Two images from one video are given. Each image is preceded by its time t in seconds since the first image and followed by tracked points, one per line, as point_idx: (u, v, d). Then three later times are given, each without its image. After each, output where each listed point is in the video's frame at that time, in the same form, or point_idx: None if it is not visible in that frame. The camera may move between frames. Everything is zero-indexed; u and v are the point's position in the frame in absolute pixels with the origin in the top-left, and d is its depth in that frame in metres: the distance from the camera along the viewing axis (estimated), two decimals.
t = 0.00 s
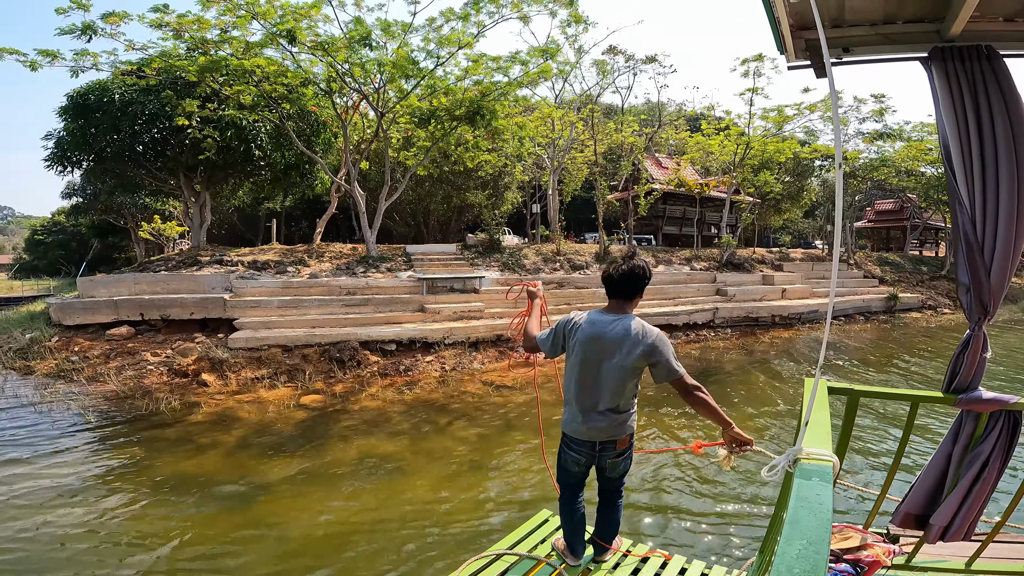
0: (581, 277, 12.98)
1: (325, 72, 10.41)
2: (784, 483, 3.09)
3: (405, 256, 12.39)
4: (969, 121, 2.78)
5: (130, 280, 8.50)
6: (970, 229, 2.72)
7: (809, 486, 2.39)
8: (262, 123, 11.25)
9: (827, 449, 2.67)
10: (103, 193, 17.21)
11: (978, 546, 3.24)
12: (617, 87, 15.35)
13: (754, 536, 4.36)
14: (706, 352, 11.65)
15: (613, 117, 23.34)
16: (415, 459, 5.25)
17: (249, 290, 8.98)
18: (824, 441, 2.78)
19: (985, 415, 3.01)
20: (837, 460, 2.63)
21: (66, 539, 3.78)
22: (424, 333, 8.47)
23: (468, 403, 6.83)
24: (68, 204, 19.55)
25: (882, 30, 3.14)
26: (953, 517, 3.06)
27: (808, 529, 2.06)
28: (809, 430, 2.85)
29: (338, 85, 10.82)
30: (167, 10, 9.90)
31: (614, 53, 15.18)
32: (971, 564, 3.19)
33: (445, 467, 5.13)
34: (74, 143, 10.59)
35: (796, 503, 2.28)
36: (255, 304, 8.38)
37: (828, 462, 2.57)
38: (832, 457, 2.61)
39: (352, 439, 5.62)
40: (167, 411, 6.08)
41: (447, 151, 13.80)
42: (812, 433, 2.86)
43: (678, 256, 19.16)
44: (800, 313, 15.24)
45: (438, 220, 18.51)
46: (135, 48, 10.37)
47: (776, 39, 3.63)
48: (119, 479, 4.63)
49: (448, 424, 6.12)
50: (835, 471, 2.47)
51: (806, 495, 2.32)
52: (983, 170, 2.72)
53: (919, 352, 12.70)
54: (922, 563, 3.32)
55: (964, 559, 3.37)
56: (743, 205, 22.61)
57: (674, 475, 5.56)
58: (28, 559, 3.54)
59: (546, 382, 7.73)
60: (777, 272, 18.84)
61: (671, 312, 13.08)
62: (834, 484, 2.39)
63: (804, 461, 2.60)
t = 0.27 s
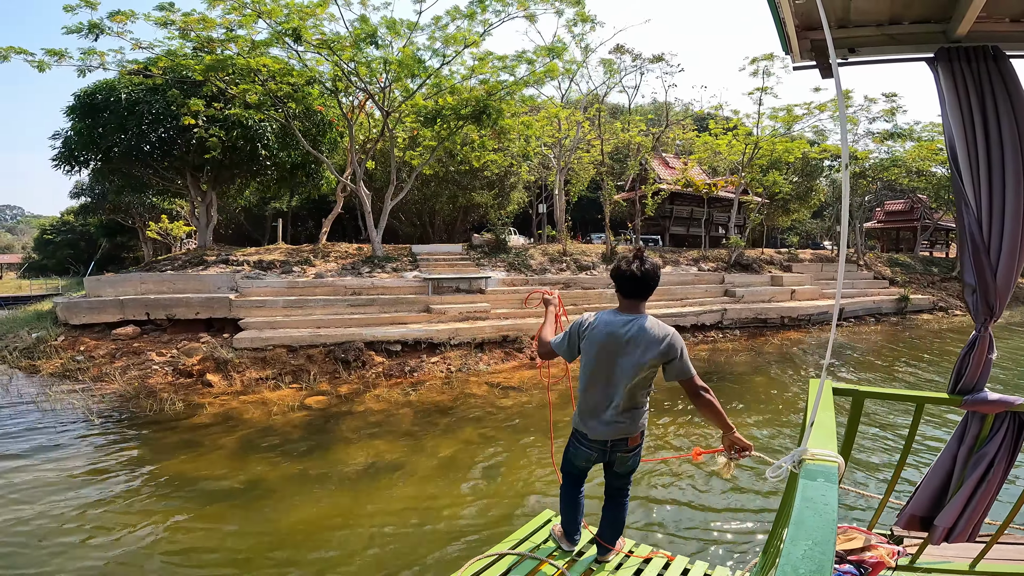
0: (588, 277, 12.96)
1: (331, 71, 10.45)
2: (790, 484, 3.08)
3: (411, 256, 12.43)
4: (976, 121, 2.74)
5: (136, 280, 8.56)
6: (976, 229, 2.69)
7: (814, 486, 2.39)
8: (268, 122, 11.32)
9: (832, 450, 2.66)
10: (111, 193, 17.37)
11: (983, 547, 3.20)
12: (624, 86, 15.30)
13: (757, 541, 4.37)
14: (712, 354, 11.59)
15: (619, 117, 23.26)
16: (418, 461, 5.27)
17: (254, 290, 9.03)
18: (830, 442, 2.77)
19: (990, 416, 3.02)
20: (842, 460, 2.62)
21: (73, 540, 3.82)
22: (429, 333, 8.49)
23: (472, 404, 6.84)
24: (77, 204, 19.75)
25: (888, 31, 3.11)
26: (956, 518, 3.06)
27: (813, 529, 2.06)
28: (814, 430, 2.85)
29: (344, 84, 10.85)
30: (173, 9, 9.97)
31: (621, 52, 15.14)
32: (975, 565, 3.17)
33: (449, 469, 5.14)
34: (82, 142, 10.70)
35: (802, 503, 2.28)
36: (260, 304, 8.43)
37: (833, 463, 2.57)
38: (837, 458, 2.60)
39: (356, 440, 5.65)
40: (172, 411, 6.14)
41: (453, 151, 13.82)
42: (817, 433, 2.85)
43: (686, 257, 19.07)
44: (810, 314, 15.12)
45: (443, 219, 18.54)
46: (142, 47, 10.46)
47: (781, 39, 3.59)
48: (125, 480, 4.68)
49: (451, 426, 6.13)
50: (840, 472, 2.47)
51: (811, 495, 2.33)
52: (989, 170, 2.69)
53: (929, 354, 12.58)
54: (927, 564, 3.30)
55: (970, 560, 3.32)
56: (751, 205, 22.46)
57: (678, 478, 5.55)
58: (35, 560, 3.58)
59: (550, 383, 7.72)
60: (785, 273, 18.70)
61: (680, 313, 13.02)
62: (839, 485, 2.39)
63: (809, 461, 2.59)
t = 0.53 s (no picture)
0: (593, 278, 12.94)
1: (334, 69, 10.49)
2: (793, 484, 3.06)
3: (414, 256, 12.45)
4: (978, 122, 2.71)
5: (140, 279, 8.61)
6: (979, 229, 2.67)
7: (817, 486, 2.38)
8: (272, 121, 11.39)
9: (835, 450, 2.65)
10: (116, 193, 17.49)
11: (984, 547, 3.18)
12: (629, 85, 15.27)
13: (756, 543, 4.35)
14: (716, 355, 11.55)
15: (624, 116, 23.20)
16: (418, 462, 5.28)
17: (257, 290, 9.07)
18: (832, 442, 2.76)
19: (993, 416, 3.00)
20: (844, 460, 2.60)
21: (75, 540, 3.83)
22: (433, 334, 8.51)
23: (473, 406, 6.84)
24: (84, 204, 19.89)
25: (891, 31, 3.08)
26: (959, 518, 3.05)
27: (816, 530, 2.05)
28: (818, 429, 2.84)
29: (347, 83, 10.88)
30: (175, 7, 10.02)
31: (625, 51, 15.11)
32: (977, 565, 3.14)
33: (450, 471, 5.14)
34: (86, 142, 10.77)
35: (805, 503, 2.27)
36: (263, 304, 8.47)
37: (835, 463, 2.55)
38: (840, 457, 2.58)
39: (356, 441, 5.65)
40: (173, 411, 6.18)
41: (457, 150, 13.84)
42: (819, 434, 2.84)
43: (691, 257, 19.00)
44: (816, 314, 15.03)
45: (447, 219, 18.57)
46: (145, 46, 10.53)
47: (784, 39, 3.56)
48: (126, 481, 4.69)
49: (452, 428, 6.14)
50: (843, 472, 2.46)
51: (814, 495, 2.32)
52: (993, 169, 2.66)
53: (936, 355, 12.48)
54: (929, 564, 3.27)
55: (971, 560, 3.30)
56: (757, 205, 22.37)
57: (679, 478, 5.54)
58: (37, 560, 3.59)
59: (552, 384, 7.71)
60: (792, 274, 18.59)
61: (686, 313, 12.98)
62: (841, 485, 2.38)
63: (811, 461, 2.58)
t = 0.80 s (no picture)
0: (597, 277, 12.92)
1: (337, 68, 10.51)
2: (794, 484, 3.04)
3: (417, 255, 12.47)
4: (981, 121, 2.69)
5: (142, 279, 8.67)
6: (981, 229, 2.65)
7: (818, 486, 2.36)
8: (275, 120, 11.45)
9: (836, 450, 2.63)
10: (120, 193, 17.61)
11: (985, 547, 3.17)
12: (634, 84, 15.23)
13: (756, 543, 4.34)
14: (720, 355, 11.51)
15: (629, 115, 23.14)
16: (418, 463, 5.28)
17: (260, 289, 9.10)
18: (834, 442, 2.73)
19: (995, 416, 2.98)
20: (846, 460, 2.58)
21: (76, 538, 3.83)
22: (436, 334, 8.53)
23: (474, 407, 6.85)
24: (90, 203, 20.04)
25: (893, 30, 3.05)
26: (960, 518, 3.04)
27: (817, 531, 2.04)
28: (818, 430, 2.82)
29: (351, 82, 10.90)
30: (176, 5, 10.06)
31: (630, 49, 15.08)
32: (978, 566, 3.13)
33: (451, 473, 5.13)
34: (88, 140, 10.89)
35: (805, 504, 2.26)
36: (265, 303, 8.50)
37: (837, 462, 2.53)
38: (841, 457, 2.56)
39: (356, 441, 5.67)
40: (174, 411, 6.20)
41: (461, 149, 13.84)
42: (820, 433, 2.82)
43: (696, 257, 18.93)
44: (823, 315, 14.94)
45: (450, 219, 18.58)
46: (147, 44, 10.56)
47: (785, 39, 3.53)
48: (125, 479, 4.71)
49: (453, 428, 6.15)
50: (845, 472, 2.44)
51: (815, 496, 2.30)
52: (995, 169, 2.64)
53: (943, 356, 12.39)
54: (929, 565, 3.25)
55: (972, 561, 3.28)
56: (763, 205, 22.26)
57: (680, 478, 5.52)
58: (37, 559, 3.59)
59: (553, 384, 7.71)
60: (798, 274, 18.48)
61: (691, 314, 12.94)
62: (842, 484, 2.36)
63: (812, 461, 2.56)
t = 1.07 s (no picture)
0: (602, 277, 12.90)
1: (342, 66, 10.53)
2: (795, 484, 3.02)
3: (422, 254, 12.49)
4: (985, 120, 2.66)
5: (146, 277, 8.76)
6: (984, 230, 2.63)
7: (820, 487, 2.34)
8: (279, 119, 11.52)
9: (839, 449, 2.61)
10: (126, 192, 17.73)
11: (988, 548, 3.14)
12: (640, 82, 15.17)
13: (757, 544, 4.32)
14: (725, 356, 11.45)
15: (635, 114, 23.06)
16: (419, 463, 5.30)
17: (264, 288, 9.15)
18: (836, 442, 2.71)
19: (998, 417, 2.97)
20: (849, 460, 2.56)
21: (78, 538, 3.85)
22: (441, 334, 8.55)
23: (476, 407, 6.85)
24: (96, 202, 20.19)
25: (897, 30, 3.02)
26: (961, 518, 3.03)
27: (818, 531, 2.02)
28: (821, 430, 2.80)
29: (355, 80, 10.91)
30: (179, 3, 10.10)
31: (636, 47, 15.01)
32: (979, 566, 3.11)
33: (453, 474, 5.12)
34: (94, 137, 11.06)
35: (808, 504, 2.24)
36: (269, 302, 8.54)
37: (839, 462, 2.51)
38: (844, 458, 2.54)
39: (357, 441, 5.69)
40: (177, 410, 6.24)
41: (465, 148, 13.84)
42: (822, 433, 2.80)
43: (702, 257, 18.83)
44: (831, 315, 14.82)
45: (455, 217, 18.58)
46: (151, 43, 10.60)
47: (788, 38, 3.50)
48: (128, 478, 4.75)
49: (454, 429, 6.16)
50: (847, 473, 2.41)
51: (818, 496, 2.28)
52: (1000, 168, 2.61)
53: (951, 357, 12.26)
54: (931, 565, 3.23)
55: (974, 561, 3.25)
56: (770, 204, 22.11)
57: (681, 479, 5.50)
58: (39, 558, 3.61)
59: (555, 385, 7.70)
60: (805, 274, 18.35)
61: (697, 314, 12.89)
62: (845, 485, 2.34)
63: (815, 461, 2.54)
